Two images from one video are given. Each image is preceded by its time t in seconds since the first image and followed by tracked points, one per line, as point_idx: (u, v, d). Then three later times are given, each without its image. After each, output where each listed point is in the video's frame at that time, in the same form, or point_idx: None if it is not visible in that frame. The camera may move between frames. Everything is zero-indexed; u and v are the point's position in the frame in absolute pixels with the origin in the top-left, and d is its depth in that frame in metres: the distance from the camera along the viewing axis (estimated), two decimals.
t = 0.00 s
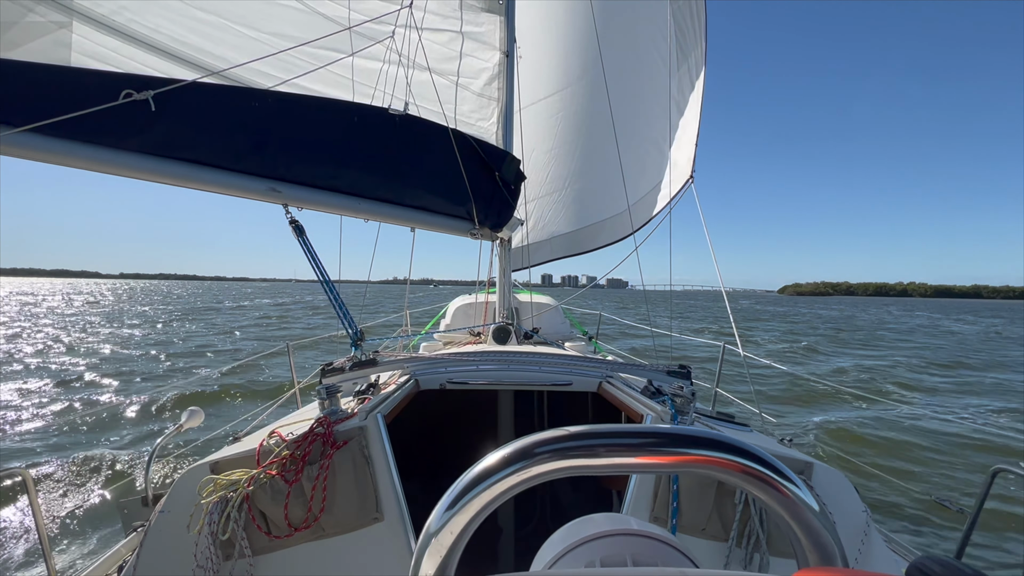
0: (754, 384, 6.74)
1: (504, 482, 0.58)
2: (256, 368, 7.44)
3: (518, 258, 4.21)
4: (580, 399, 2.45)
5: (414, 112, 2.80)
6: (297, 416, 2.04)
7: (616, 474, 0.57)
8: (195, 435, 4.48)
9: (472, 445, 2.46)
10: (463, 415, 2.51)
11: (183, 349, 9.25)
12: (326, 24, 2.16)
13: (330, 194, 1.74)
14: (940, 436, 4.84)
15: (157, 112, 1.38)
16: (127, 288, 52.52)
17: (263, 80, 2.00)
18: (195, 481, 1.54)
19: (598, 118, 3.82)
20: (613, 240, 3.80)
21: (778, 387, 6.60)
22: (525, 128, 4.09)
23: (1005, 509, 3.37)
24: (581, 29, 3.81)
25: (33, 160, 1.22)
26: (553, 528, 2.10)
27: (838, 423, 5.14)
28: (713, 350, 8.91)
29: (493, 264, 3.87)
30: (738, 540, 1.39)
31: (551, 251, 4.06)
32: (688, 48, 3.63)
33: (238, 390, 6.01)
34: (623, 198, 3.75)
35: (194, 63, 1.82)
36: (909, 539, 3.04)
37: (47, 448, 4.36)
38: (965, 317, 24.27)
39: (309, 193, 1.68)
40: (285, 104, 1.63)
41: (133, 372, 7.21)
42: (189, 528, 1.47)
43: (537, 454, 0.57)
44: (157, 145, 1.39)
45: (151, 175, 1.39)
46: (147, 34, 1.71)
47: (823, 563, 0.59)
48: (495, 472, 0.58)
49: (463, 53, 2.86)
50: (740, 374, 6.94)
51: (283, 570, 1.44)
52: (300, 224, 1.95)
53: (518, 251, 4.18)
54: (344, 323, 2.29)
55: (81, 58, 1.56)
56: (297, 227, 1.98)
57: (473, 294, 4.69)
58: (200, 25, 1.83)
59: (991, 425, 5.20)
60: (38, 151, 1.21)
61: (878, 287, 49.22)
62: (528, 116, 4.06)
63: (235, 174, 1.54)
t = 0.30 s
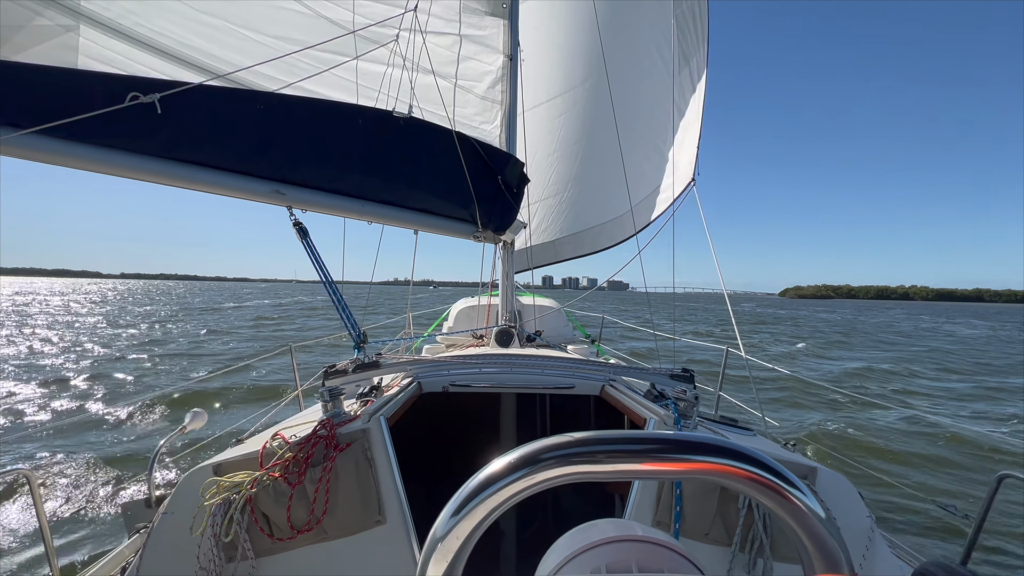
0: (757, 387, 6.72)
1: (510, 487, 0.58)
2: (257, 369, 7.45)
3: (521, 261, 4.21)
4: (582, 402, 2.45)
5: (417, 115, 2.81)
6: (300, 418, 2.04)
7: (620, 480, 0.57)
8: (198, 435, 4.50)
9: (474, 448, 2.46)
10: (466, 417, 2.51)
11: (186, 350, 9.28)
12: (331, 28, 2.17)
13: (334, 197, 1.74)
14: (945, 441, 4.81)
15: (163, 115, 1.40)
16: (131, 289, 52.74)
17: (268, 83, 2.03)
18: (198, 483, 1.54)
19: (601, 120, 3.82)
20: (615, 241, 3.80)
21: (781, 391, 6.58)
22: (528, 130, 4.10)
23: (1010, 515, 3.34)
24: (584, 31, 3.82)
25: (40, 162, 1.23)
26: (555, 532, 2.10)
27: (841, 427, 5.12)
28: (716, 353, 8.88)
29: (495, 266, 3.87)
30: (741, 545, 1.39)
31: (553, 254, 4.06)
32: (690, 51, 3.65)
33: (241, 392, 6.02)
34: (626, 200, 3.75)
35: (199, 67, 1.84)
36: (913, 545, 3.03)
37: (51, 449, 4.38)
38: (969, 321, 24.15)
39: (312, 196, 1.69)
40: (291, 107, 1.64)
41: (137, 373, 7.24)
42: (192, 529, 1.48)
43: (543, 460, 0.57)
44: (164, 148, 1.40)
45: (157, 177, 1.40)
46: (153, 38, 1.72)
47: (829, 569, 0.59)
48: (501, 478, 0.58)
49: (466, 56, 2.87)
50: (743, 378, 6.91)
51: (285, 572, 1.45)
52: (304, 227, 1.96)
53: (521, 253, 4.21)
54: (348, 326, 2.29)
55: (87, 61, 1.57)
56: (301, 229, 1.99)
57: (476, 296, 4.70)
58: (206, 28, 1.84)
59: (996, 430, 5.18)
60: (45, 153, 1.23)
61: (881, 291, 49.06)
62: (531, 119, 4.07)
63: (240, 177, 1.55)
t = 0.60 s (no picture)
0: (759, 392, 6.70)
1: (511, 495, 0.57)
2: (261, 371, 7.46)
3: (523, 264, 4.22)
4: (583, 406, 2.45)
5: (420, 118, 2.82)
6: (301, 420, 2.04)
7: (622, 487, 0.57)
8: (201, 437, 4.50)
9: (475, 451, 2.46)
10: (467, 420, 2.51)
11: (190, 351, 9.32)
12: (335, 31, 2.19)
13: (336, 199, 1.74)
14: (948, 446, 4.79)
15: (167, 118, 1.40)
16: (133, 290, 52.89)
17: (272, 86, 2.04)
18: (199, 485, 1.54)
19: (603, 123, 3.83)
20: (617, 244, 3.79)
21: (783, 395, 6.56)
22: (532, 134, 4.12)
23: (1014, 522, 3.33)
24: (587, 34, 3.83)
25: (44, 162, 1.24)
26: (556, 537, 2.08)
27: (843, 431, 5.11)
28: (718, 357, 8.86)
29: (497, 269, 3.87)
30: (743, 551, 1.38)
31: (556, 257, 4.06)
32: (690, 51, 3.59)
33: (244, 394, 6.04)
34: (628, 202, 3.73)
35: (202, 69, 1.85)
36: (916, 551, 3.01)
37: (54, 449, 4.40)
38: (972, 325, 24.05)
39: (315, 198, 1.69)
40: (294, 110, 1.65)
41: (140, 374, 7.26)
42: (193, 531, 1.48)
43: (545, 466, 0.57)
44: (167, 149, 1.40)
45: (160, 179, 1.41)
46: (157, 40, 1.73)
47: None
48: (503, 485, 0.58)
49: (469, 60, 2.87)
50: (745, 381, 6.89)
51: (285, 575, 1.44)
52: (306, 229, 1.96)
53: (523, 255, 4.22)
54: (350, 328, 2.29)
55: (92, 63, 1.59)
56: (303, 231, 2.00)
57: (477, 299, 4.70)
58: (210, 31, 1.85)
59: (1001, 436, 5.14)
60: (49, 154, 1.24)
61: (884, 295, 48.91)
62: (535, 122, 4.09)
63: (243, 179, 1.55)
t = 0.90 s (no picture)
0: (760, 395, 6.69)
1: (510, 499, 0.57)
2: (263, 372, 7.48)
3: (524, 267, 4.22)
4: (584, 408, 2.45)
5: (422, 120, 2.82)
6: (301, 422, 2.04)
7: (621, 493, 0.56)
8: (202, 438, 4.51)
9: (475, 453, 2.46)
10: (467, 422, 2.50)
11: (192, 352, 9.35)
12: (338, 34, 2.19)
13: (337, 201, 1.75)
14: (950, 451, 4.77)
15: (170, 118, 1.40)
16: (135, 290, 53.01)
17: (274, 88, 2.04)
18: (198, 486, 1.54)
19: (604, 125, 3.83)
20: (620, 247, 3.79)
21: (785, 398, 6.54)
22: (533, 137, 4.13)
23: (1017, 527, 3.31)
24: (589, 36, 3.84)
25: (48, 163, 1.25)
26: (556, 542, 2.08)
27: (845, 436, 5.09)
28: (720, 360, 8.84)
29: (498, 271, 3.87)
30: (744, 555, 1.37)
31: (557, 260, 4.07)
32: (690, 48, 3.63)
33: (245, 395, 6.04)
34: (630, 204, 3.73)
35: (204, 70, 1.86)
36: (919, 557, 2.99)
37: (57, 450, 4.42)
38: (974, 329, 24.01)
39: (317, 199, 1.69)
40: (296, 110, 1.65)
41: (141, 376, 7.26)
42: (192, 532, 1.48)
43: (544, 471, 0.57)
44: (170, 150, 1.41)
45: (162, 179, 1.41)
46: (160, 41, 1.74)
47: None
48: (502, 489, 0.57)
49: (472, 62, 2.88)
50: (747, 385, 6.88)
51: None
52: (308, 230, 1.97)
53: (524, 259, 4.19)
54: (350, 330, 2.29)
55: (95, 64, 1.59)
56: (304, 233, 2.00)
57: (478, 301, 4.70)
58: (213, 33, 1.86)
59: (1005, 441, 5.11)
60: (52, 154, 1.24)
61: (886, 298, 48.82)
62: (536, 125, 4.09)
63: (245, 180, 1.55)
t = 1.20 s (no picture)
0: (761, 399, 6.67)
1: (520, 508, 0.55)
2: (263, 373, 7.47)
3: (526, 268, 4.20)
4: (585, 411, 2.43)
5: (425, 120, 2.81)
6: (301, 422, 2.02)
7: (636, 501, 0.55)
8: (201, 437, 4.50)
9: (474, 455, 2.44)
10: (467, 424, 2.48)
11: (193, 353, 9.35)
12: (341, 33, 2.18)
13: (340, 200, 1.73)
14: (952, 457, 4.74)
15: (173, 115, 1.39)
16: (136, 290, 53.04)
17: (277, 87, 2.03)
18: (196, 486, 1.53)
19: (606, 126, 3.82)
20: (622, 248, 3.77)
21: (786, 401, 6.52)
22: (535, 138, 4.13)
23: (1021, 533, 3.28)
24: (592, 37, 3.84)
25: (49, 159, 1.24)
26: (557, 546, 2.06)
27: (847, 440, 5.06)
28: (720, 364, 8.82)
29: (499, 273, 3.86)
30: (748, 561, 1.36)
31: (559, 262, 4.05)
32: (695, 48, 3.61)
33: (244, 396, 6.02)
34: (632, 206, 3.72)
35: (207, 68, 1.85)
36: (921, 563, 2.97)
37: (57, 449, 4.40)
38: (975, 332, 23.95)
39: (319, 198, 1.68)
40: (300, 108, 1.63)
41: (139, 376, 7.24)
42: (190, 533, 1.46)
43: (556, 478, 0.55)
44: (173, 148, 1.40)
45: (164, 176, 1.40)
46: (163, 39, 1.73)
47: None
48: (512, 496, 0.56)
49: (475, 62, 2.87)
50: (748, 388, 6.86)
51: None
52: (309, 229, 1.95)
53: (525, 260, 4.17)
54: (351, 329, 2.28)
55: (99, 61, 1.59)
56: (306, 232, 1.99)
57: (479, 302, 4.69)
58: (217, 31, 1.85)
59: (1008, 446, 5.08)
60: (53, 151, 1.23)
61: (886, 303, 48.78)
62: (538, 127, 4.10)
63: (247, 178, 1.54)
